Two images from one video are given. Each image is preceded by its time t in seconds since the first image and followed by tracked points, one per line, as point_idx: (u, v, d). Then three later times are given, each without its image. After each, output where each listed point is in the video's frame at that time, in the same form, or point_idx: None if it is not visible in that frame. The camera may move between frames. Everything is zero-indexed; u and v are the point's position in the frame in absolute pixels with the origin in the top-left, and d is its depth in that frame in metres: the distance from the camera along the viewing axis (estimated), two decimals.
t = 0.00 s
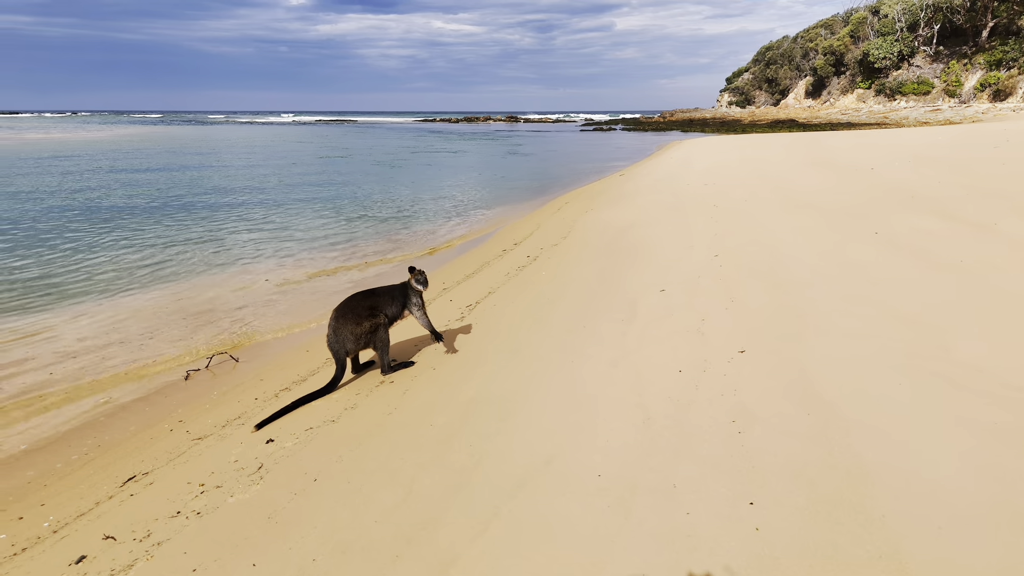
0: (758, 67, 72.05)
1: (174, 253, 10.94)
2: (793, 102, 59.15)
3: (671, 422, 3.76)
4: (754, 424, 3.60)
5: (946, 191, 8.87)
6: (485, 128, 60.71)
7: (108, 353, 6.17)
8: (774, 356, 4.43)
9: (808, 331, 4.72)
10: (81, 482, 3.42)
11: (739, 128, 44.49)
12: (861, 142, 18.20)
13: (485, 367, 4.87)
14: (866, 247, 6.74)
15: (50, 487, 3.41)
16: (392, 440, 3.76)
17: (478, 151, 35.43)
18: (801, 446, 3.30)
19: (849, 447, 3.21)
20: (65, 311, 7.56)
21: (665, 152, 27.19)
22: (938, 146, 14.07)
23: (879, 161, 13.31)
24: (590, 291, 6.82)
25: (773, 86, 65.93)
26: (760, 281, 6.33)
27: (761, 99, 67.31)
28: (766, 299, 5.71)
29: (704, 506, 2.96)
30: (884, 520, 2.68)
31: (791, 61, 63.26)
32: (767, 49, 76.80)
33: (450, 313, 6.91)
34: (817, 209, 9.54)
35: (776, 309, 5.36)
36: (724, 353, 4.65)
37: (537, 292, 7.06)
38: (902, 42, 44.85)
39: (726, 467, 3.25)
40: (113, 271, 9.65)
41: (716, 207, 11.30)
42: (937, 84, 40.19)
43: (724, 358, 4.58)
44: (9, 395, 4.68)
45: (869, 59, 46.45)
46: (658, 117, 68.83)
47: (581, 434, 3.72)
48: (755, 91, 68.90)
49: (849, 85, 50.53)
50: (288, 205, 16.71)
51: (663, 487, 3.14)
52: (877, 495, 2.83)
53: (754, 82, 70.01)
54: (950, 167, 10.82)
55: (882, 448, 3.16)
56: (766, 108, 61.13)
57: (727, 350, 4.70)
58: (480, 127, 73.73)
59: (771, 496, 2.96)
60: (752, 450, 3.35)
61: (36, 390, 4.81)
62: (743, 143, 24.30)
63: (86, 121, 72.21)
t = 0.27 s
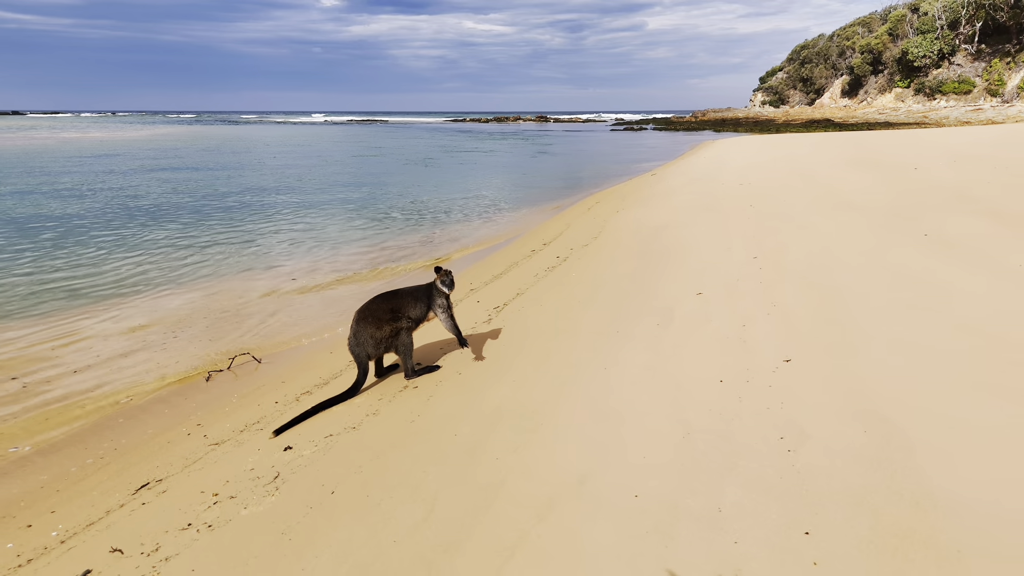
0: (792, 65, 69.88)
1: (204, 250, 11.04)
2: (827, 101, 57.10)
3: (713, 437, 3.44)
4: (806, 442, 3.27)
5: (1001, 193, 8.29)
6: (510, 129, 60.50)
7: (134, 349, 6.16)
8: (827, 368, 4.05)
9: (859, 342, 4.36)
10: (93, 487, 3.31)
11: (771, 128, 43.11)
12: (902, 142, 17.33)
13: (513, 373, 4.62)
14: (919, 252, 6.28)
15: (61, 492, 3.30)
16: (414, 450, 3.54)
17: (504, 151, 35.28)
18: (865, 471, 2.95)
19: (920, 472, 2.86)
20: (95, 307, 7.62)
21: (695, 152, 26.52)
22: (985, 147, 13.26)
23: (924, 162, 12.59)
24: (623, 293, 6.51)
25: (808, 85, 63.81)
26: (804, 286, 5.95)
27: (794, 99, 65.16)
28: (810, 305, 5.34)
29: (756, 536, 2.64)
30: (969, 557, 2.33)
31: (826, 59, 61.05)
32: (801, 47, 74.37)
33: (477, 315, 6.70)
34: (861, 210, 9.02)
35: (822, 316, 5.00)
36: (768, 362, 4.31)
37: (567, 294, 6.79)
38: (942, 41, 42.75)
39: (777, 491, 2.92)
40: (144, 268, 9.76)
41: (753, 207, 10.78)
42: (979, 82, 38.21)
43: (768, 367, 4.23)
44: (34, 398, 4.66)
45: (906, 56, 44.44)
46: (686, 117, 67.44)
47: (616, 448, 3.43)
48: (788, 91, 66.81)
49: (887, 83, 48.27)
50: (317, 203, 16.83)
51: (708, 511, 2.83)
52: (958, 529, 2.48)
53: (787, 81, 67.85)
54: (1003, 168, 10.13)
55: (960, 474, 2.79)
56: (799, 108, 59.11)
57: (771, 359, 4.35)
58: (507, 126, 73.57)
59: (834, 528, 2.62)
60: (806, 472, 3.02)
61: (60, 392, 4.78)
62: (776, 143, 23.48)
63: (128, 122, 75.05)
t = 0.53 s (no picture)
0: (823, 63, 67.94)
1: (229, 248, 11.12)
2: (859, 99, 55.24)
3: (756, 451, 3.09)
4: (860, 461, 2.90)
5: None
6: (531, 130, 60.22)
7: (153, 343, 6.12)
8: (881, 378, 3.69)
9: (911, 350, 3.99)
10: (103, 496, 3.21)
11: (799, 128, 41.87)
12: (938, 143, 16.58)
13: (539, 380, 4.37)
14: (972, 257, 5.87)
15: (70, 499, 3.22)
16: (433, 460, 3.33)
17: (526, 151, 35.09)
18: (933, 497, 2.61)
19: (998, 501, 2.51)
20: (120, 303, 7.67)
21: (722, 152, 25.89)
22: None
23: (965, 163, 11.98)
24: (653, 295, 6.20)
25: (838, 84, 61.93)
26: (845, 290, 5.56)
27: (824, 98, 63.17)
28: (853, 310, 4.96)
29: (812, 567, 2.31)
30: None
31: (857, 57, 59.00)
32: (833, 45, 72.12)
33: (501, 317, 6.49)
34: (903, 211, 8.54)
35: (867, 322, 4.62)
36: (811, 371, 3.95)
37: (595, 295, 6.52)
38: (979, 39, 41.01)
39: (831, 517, 2.57)
40: (170, 265, 9.85)
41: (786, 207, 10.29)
42: (1017, 82, 36.55)
43: (812, 377, 3.88)
44: (53, 397, 4.63)
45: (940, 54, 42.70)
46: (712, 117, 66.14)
47: (649, 461, 3.12)
48: (818, 90, 64.84)
49: (920, 80, 46.28)
50: (343, 202, 16.86)
51: (755, 537, 2.51)
52: None
53: (817, 80, 65.82)
54: None
55: None
56: (828, 108, 57.41)
57: (815, 368, 4.00)
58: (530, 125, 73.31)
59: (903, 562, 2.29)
60: (863, 497, 2.66)
61: (78, 390, 4.75)
62: (806, 142, 22.74)
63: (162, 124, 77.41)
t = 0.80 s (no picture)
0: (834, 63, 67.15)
1: (236, 247, 11.05)
2: (870, 98, 54.42)
3: (783, 467, 2.86)
4: (899, 478, 2.65)
5: None
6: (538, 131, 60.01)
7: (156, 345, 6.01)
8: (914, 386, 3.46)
9: (944, 358, 3.75)
10: (93, 506, 3.11)
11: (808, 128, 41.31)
12: (953, 142, 16.22)
13: (549, 386, 4.18)
14: (999, 258, 5.64)
15: (59, 510, 3.12)
16: (438, 471, 3.15)
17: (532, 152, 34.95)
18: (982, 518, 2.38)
19: None
20: (124, 303, 7.61)
21: (731, 152, 25.58)
22: None
23: (983, 163, 11.67)
24: (667, 297, 5.98)
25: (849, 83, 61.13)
26: (869, 292, 5.31)
27: (835, 98, 62.36)
28: (879, 314, 4.72)
29: None
30: None
31: (869, 56, 58.14)
32: (844, 45, 71.20)
33: (510, 319, 6.32)
34: (922, 211, 8.29)
35: (895, 327, 4.38)
36: (838, 379, 3.72)
37: (607, 297, 6.33)
38: (994, 37, 40.21)
39: (870, 542, 2.33)
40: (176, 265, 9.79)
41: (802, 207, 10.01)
42: None
43: (839, 385, 3.64)
44: (51, 401, 4.53)
45: (953, 53, 41.96)
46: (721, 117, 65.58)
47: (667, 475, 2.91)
48: (829, 90, 64.00)
49: (933, 80, 45.53)
50: (350, 201, 16.80)
51: (786, 561, 2.30)
52: None
53: (828, 79, 64.95)
54: None
55: None
56: (839, 108, 56.67)
57: (842, 375, 3.76)
58: (537, 125, 73.09)
59: None
60: (904, 516, 2.43)
61: (77, 394, 4.64)
62: (816, 142, 22.41)
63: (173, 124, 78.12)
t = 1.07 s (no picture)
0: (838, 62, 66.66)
1: (236, 246, 10.92)
2: (875, 98, 53.90)
3: (807, 486, 2.68)
4: (934, 499, 2.47)
5: None
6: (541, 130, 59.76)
7: (152, 348, 5.89)
8: (943, 397, 3.27)
9: (971, 367, 3.57)
10: (77, 521, 2.97)
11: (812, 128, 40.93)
12: (962, 142, 15.93)
13: (555, 394, 4.02)
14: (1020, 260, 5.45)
15: (41, 524, 2.98)
16: (440, 485, 2.99)
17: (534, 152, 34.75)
18: None
19: None
20: (121, 302, 7.50)
21: (735, 152, 25.30)
22: None
23: (995, 163, 11.41)
24: (676, 301, 5.81)
25: (854, 83, 60.62)
26: (885, 295, 5.13)
27: (839, 98, 61.84)
28: (899, 319, 4.54)
29: None
30: None
31: (873, 56, 57.62)
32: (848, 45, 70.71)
33: (514, 321, 6.17)
34: (937, 211, 8.10)
35: (917, 334, 4.20)
36: (860, 389, 3.54)
37: (614, 299, 6.16)
38: (999, 36, 39.33)
39: (907, 570, 2.15)
40: (176, 263, 9.66)
41: (812, 207, 9.79)
42: None
43: (861, 395, 3.47)
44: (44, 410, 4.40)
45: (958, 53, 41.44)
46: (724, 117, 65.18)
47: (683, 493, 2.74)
48: (833, 89, 63.45)
49: (938, 79, 45.02)
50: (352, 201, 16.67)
51: None
52: None
53: (832, 78, 64.43)
54: None
55: None
56: (843, 108, 56.20)
57: (863, 385, 3.59)
58: (540, 125, 72.87)
59: None
60: (941, 541, 2.25)
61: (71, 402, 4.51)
62: (822, 142, 22.12)
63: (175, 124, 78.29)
